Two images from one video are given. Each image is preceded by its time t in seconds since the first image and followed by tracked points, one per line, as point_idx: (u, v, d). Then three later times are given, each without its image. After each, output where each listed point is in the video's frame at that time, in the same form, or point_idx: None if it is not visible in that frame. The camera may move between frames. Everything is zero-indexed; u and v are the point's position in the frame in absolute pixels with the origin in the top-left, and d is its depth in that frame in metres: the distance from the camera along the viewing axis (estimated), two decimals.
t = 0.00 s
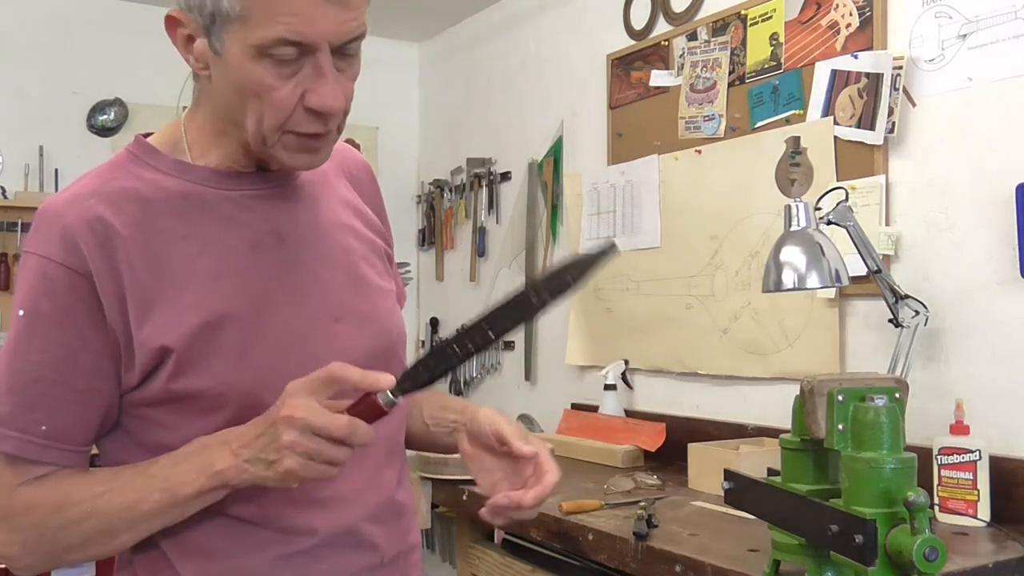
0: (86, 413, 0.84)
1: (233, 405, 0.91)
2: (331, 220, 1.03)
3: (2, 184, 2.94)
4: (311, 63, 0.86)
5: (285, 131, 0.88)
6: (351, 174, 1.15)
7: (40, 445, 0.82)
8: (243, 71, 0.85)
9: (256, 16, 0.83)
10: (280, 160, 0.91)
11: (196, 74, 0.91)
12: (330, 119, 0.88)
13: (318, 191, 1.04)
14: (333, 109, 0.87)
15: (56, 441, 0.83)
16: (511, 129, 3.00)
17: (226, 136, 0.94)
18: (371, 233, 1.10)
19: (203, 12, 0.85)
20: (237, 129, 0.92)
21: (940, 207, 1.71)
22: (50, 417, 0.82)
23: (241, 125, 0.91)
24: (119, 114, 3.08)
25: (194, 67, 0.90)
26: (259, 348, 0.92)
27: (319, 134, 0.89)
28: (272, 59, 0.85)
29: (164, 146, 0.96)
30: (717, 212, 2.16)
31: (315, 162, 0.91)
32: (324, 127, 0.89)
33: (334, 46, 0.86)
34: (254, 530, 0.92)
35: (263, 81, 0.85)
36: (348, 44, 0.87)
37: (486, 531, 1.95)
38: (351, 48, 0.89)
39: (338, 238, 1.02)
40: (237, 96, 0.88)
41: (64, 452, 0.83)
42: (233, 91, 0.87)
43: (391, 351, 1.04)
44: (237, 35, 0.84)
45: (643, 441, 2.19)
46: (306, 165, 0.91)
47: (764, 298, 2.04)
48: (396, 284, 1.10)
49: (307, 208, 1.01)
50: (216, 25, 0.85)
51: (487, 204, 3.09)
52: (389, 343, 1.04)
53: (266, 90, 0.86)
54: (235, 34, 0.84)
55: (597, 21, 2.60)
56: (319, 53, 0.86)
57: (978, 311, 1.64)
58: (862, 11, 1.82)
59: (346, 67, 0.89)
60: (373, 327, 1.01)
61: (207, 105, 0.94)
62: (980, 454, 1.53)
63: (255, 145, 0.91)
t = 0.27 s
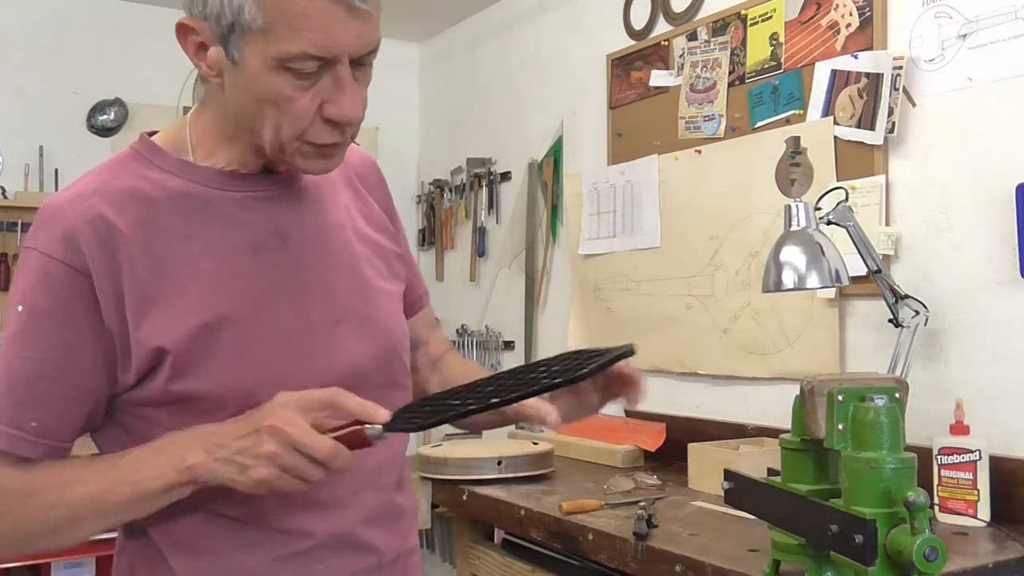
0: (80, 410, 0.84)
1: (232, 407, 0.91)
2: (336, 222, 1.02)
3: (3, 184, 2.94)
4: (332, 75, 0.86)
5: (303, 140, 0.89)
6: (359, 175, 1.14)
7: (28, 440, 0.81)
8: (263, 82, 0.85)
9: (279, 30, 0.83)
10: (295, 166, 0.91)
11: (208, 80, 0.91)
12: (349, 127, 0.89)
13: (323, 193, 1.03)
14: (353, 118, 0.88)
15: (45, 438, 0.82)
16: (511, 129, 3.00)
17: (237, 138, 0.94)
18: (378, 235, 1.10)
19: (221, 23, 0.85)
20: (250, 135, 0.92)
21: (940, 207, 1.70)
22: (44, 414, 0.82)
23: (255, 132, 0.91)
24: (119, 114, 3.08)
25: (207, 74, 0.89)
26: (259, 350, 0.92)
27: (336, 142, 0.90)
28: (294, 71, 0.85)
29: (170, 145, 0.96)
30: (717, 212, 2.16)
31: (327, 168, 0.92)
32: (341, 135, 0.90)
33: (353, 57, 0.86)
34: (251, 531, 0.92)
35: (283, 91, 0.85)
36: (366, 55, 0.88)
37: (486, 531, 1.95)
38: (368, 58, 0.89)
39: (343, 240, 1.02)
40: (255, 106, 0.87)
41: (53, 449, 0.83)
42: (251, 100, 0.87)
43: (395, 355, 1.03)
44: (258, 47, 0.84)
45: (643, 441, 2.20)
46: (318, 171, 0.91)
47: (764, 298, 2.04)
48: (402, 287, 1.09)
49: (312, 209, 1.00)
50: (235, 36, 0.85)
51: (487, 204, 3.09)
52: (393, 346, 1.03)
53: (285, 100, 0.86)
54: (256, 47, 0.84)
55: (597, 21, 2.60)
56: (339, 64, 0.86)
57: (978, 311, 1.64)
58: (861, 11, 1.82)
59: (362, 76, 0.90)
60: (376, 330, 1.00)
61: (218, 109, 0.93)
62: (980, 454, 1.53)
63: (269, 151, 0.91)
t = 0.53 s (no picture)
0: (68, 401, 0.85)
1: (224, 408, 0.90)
2: (343, 226, 1.00)
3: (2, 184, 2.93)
4: (322, 74, 0.86)
5: (292, 140, 0.88)
6: (378, 175, 1.10)
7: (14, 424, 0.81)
8: (252, 77, 0.86)
9: (268, 24, 0.83)
10: (288, 169, 0.91)
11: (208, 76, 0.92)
12: (339, 131, 0.88)
13: (332, 196, 1.01)
14: (344, 122, 0.87)
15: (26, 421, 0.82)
16: (511, 129, 3.00)
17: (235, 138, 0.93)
18: (390, 239, 1.07)
19: (216, 17, 0.86)
20: (245, 133, 0.92)
21: (940, 207, 1.71)
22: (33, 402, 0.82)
23: (248, 129, 0.91)
24: (119, 114, 3.08)
25: (206, 69, 0.90)
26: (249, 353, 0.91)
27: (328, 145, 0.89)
28: (283, 67, 0.85)
29: (178, 142, 0.96)
30: (717, 212, 2.16)
31: (321, 172, 0.91)
32: (333, 139, 0.88)
33: (345, 57, 0.86)
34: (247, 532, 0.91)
35: (272, 88, 0.85)
36: (359, 56, 0.87)
37: (486, 531, 1.95)
38: (363, 62, 0.89)
39: (348, 245, 1.00)
40: (246, 102, 0.88)
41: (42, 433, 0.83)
42: (242, 96, 0.87)
43: (392, 363, 1.02)
44: (249, 42, 0.84)
45: (643, 441, 2.18)
46: (311, 174, 0.91)
47: (764, 298, 2.04)
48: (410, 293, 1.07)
49: (319, 213, 0.98)
50: (229, 30, 0.85)
51: (487, 204, 3.09)
52: (391, 355, 1.01)
53: (275, 98, 0.86)
54: (248, 42, 0.85)
55: (597, 21, 2.60)
56: (329, 63, 0.85)
57: (977, 311, 1.64)
58: (861, 11, 1.82)
59: (358, 79, 0.89)
60: (373, 338, 0.99)
61: (220, 107, 0.93)
62: (980, 455, 1.53)
63: (262, 150, 0.91)
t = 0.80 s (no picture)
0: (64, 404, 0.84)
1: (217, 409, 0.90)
2: (336, 225, 1.01)
3: (3, 184, 2.93)
4: (281, 67, 0.84)
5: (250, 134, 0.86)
6: (375, 167, 1.10)
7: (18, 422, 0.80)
8: (212, 67, 0.84)
9: (228, 12, 0.82)
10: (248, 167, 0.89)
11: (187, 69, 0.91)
12: (297, 128, 0.86)
13: (325, 195, 1.01)
14: (299, 119, 0.85)
15: (61, 425, 0.82)
16: (511, 129, 3.00)
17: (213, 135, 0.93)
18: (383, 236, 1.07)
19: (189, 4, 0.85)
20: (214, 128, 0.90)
21: (940, 207, 1.71)
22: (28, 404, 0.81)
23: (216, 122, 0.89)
24: (119, 114, 3.07)
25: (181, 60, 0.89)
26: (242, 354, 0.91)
27: (285, 142, 0.87)
28: (240, 57, 0.83)
29: (167, 143, 0.96)
30: (717, 212, 2.16)
31: (281, 174, 0.89)
32: (290, 136, 0.86)
33: (305, 53, 0.84)
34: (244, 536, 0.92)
35: (231, 79, 0.84)
36: (323, 53, 0.85)
37: (486, 531, 1.95)
38: (329, 59, 0.86)
39: (340, 243, 1.00)
40: (210, 94, 0.86)
41: (75, 438, 0.83)
42: (207, 88, 0.86)
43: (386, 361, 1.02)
44: (212, 30, 0.83)
45: (643, 441, 2.18)
46: (269, 176, 0.89)
47: (764, 298, 2.04)
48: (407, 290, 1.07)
49: (311, 213, 0.99)
50: (197, 18, 0.84)
51: (487, 203, 3.09)
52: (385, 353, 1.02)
53: (233, 89, 0.84)
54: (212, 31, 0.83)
55: (597, 21, 2.60)
56: (288, 58, 0.84)
57: (978, 311, 1.64)
58: (861, 11, 1.82)
59: (324, 79, 0.87)
60: (366, 336, 1.00)
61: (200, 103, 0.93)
62: (980, 455, 1.53)
63: (228, 144, 0.90)
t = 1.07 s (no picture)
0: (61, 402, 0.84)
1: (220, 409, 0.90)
2: (338, 228, 1.00)
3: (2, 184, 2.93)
4: (303, 68, 0.84)
5: (271, 135, 0.86)
6: (376, 172, 1.10)
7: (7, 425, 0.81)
8: (234, 68, 0.84)
9: (252, 15, 0.81)
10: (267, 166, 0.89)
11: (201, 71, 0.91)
12: (316, 128, 0.86)
13: (327, 197, 1.01)
14: (320, 119, 0.85)
15: (24, 426, 0.81)
16: (511, 129, 3.00)
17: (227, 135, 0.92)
18: (386, 238, 1.07)
19: (206, 8, 0.85)
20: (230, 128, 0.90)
21: (940, 207, 1.71)
22: (11, 399, 0.80)
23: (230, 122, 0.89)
24: (119, 114, 3.07)
25: (196, 62, 0.89)
26: (246, 353, 0.91)
27: (307, 142, 0.87)
28: (262, 60, 0.83)
29: (173, 143, 0.95)
30: (717, 212, 2.16)
31: (302, 172, 0.88)
32: (312, 135, 0.86)
33: (327, 53, 0.84)
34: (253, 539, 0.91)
35: (253, 81, 0.84)
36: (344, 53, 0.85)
37: (486, 531, 1.95)
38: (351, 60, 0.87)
39: (344, 244, 1.00)
40: (228, 94, 0.86)
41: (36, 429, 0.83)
42: (225, 88, 0.86)
43: (391, 362, 1.01)
44: (234, 31, 0.83)
45: (643, 441, 2.21)
46: (291, 172, 0.88)
47: (764, 298, 2.04)
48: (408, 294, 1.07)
49: (312, 214, 0.98)
50: (216, 20, 0.84)
51: (487, 203, 3.09)
52: (389, 354, 1.01)
53: (254, 91, 0.84)
54: (232, 32, 0.83)
55: (597, 21, 2.60)
56: (311, 58, 0.84)
57: (977, 311, 1.64)
58: (861, 11, 1.82)
59: (343, 79, 0.87)
60: (370, 337, 0.99)
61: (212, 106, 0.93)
62: (980, 455, 1.53)
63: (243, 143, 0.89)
